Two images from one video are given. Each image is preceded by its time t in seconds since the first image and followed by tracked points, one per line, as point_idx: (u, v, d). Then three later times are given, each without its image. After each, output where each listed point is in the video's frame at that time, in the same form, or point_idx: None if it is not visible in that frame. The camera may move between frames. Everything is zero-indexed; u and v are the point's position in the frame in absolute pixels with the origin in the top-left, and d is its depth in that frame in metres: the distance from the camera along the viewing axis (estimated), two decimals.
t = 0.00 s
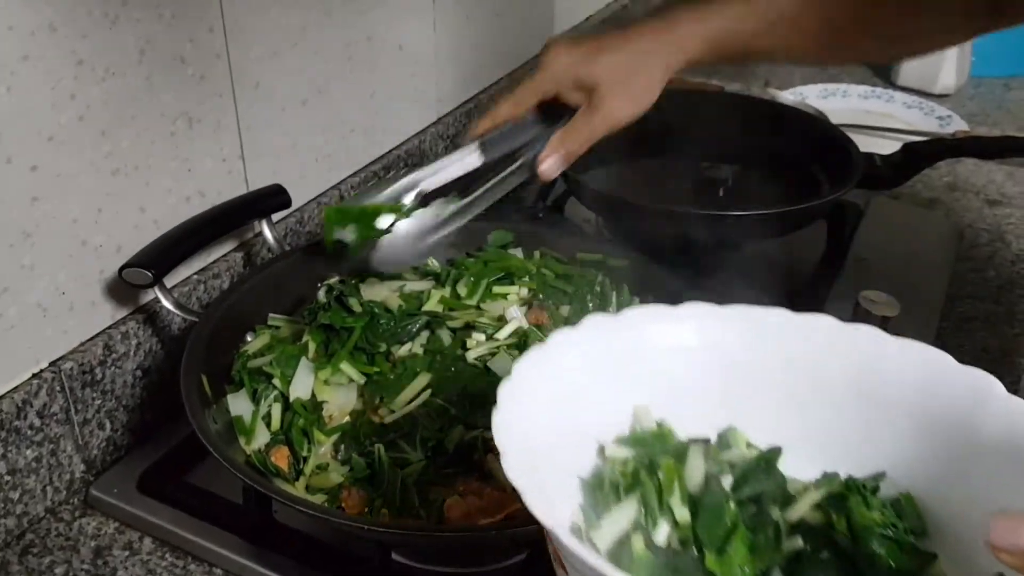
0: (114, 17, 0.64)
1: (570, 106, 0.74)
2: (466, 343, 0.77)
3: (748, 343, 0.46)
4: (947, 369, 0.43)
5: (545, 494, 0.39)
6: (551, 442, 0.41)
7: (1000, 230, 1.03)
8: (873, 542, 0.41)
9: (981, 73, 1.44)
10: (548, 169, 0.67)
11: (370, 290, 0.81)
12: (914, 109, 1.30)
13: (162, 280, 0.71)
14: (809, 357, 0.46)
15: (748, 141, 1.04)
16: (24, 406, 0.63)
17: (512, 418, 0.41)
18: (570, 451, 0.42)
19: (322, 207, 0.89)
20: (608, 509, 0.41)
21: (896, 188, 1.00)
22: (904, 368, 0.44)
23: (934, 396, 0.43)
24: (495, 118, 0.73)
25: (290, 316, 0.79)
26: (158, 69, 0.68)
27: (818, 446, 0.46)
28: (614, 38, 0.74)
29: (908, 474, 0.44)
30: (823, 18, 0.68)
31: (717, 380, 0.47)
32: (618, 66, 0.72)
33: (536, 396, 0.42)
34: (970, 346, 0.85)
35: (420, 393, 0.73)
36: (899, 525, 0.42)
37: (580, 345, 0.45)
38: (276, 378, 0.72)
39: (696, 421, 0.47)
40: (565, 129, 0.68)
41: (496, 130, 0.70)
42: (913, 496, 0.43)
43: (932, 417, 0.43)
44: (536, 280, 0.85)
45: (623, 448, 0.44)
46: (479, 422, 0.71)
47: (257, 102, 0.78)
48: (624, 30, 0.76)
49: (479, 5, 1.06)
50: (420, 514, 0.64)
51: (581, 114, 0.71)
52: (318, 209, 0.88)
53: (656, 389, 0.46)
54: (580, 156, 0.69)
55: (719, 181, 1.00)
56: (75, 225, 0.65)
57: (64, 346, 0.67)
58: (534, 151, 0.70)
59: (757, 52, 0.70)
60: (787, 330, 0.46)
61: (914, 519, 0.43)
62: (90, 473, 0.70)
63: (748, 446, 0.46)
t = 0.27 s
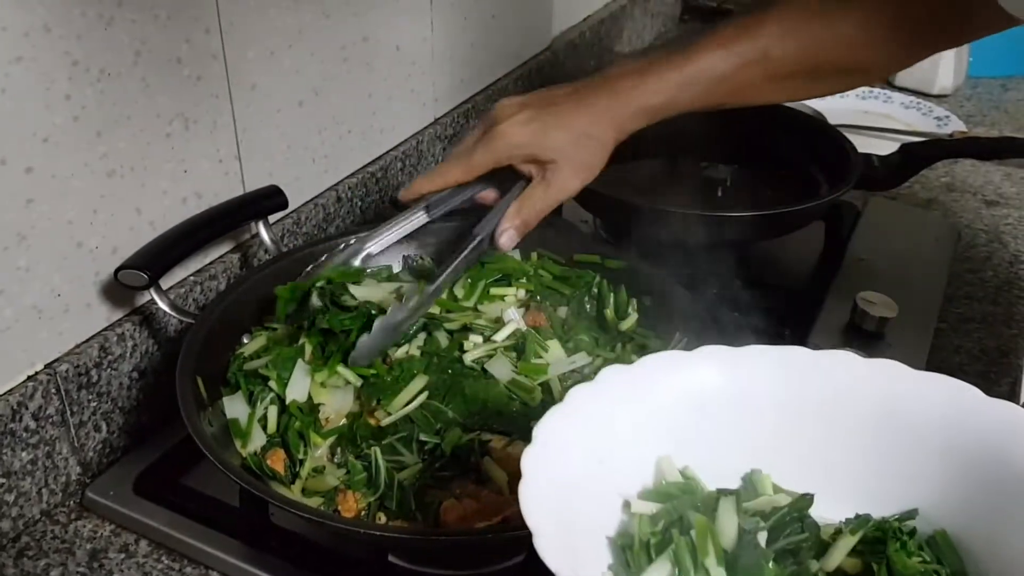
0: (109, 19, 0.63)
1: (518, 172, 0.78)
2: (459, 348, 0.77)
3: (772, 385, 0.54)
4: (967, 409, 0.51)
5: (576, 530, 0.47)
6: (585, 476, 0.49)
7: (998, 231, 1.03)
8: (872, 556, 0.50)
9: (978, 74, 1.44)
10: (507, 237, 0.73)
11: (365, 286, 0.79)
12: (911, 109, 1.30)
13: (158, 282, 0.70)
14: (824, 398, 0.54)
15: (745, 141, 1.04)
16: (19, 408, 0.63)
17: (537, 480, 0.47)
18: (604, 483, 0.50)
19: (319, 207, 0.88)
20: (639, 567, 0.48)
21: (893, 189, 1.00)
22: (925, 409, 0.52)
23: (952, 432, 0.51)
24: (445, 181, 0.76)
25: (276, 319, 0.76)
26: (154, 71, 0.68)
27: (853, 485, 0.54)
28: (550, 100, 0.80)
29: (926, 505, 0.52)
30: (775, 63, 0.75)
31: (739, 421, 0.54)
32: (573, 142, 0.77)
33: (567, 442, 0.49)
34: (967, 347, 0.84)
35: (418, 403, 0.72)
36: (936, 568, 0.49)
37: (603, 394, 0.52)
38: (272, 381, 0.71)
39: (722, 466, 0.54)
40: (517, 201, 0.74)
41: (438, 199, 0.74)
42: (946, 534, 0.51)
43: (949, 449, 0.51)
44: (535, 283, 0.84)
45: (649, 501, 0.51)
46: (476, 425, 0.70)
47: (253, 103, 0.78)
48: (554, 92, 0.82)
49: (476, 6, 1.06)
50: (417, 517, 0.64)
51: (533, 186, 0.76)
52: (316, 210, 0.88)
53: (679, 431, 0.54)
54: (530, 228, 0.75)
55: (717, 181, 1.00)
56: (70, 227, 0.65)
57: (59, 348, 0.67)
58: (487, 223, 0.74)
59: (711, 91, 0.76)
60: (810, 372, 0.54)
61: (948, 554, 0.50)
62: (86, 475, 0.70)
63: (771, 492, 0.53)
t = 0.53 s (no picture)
0: (108, 16, 0.63)
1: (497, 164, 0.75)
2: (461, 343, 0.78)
3: (787, 381, 0.54)
4: (982, 403, 0.51)
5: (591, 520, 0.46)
6: (600, 469, 0.49)
7: (997, 229, 1.03)
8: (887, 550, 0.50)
9: (977, 72, 1.44)
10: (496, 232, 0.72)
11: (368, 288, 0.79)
12: (910, 107, 1.30)
13: (156, 279, 0.70)
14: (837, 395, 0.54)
15: (744, 137, 1.04)
16: (18, 406, 0.63)
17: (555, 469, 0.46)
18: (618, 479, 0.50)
19: (319, 205, 0.88)
20: (654, 559, 0.47)
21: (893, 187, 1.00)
22: (939, 404, 0.52)
23: (967, 425, 0.52)
24: (432, 187, 0.75)
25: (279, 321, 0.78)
26: (152, 69, 0.68)
27: (868, 482, 0.54)
28: (516, 92, 0.75)
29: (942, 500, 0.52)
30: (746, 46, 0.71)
31: (752, 417, 0.54)
32: (545, 130, 0.73)
33: (583, 433, 0.49)
34: (965, 344, 0.84)
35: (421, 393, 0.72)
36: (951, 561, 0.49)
37: (618, 388, 0.52)
38: (271, 378, 0.71)
39: (735, 463, 0.54)
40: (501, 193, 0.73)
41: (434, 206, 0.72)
42: (963, 529, 0.51)
43: (964, 443, 0.52)
44: (535, 279, 0.84)
45: (664, 494, 0.51)
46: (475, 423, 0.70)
47: (252, 101, 0.78)
48: (523, 83, 0.77)
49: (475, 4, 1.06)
50: (417, 516, 0.64)
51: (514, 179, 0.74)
52: (315, 208, 0.88)
53: (693, 429, 0.54)
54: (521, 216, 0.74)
55: (715, 179, 1.00)
56: (68, 224, 0.65)
57: (57, 345, 0.67)
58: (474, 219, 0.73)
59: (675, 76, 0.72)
60: (823, 369, 0.54)
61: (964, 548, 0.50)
62: (85, 473, 0.70)
63: (783, 487, 0.53)
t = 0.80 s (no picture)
0: (108, 16, 0.63)
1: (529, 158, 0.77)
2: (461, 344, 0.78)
3: (783, 353, 0.51)
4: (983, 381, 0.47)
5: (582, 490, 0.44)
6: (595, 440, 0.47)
7: (996, 230, 1.03)
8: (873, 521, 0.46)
9: (976, 72, 1.44)
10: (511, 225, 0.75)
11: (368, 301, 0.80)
12: (910, 108, 1.30)
13: (156, 280, 0.70)
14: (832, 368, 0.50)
15: (744, 138, 1.04)
16: (17, 406, 0.63)
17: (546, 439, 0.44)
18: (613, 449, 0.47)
19: (318, 205, 0.88)
20: (646, 525, 0.45)
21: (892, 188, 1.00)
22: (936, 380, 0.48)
23: (965, 404, 0.48)
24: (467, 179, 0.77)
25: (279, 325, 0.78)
26: (152, 69, 0.68)
27: (862, 451, 0.50)
28: (569, 85, 0.76)
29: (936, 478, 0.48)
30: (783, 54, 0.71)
31: (748, 391, 0.51)
32: (580, 130, 0.74)
33: (578, 403, 0.47)
34: (964, 346, 0.84)
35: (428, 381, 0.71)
36: (943, 539, 0.45)
37: (617, 360, 0.49)
38: (271, 379, 0.71)
39: (735, 435, 0.51)
40: (521, 191, 0.75)
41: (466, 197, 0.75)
42: (953, 505, 0.47)
43: (961, 420, 0.48)
44: (535, 282, 0.85)
45: (659, 463, 0.48)
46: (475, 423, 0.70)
47: (252, 101, 0.78)
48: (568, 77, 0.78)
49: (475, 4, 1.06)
50: (416, 516, 0.64)
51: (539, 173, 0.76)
52: (314, 208, 0.88)
53: (688, 401, 0.51)
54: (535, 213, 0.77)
55: (715, 179, 1.00)
56: (68, 224, 0.65)
57: (57, 346, 0.67)
58: (492, 209, 0.75)
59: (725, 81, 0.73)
60: (820, 345, 0.50)
61: (955, 528, 0.47)
62: (84, 473, 0.70)
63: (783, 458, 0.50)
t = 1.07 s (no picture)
0: (107, 14, 0.63)
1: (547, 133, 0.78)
2: (462, 343, 0.78)
3: (785, 320, 0.49)
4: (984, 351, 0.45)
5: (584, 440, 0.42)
6: (598, 395, 0.45)
7: (996, 230, 1.03)
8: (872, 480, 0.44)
9: (975, 72, 1.44)
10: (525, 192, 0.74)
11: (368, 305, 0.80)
12: (909, 108, 1.30)
13: (155, 278, 0.70)
14: (834, 336, 0.48)
15: (744, 137, 1.04)
16: (16, 404, 0.63)
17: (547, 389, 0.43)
18: (616, 405, 0.46)
19: (318, 203, 0.88)
20: (644, 474, 0.43)
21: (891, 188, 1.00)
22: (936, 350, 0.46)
23: (965, 374, 0.45)
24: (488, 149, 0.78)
25: (279, 324, 0.78)
26: (151, 66, 0.68)
27: (858, 421, 0.48)
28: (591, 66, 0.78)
29: (933, 449, 0.46)
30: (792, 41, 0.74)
31: (751, 356, 0.49)
32: (602, 104, 0.76)
33: (580, 357, 0.45)
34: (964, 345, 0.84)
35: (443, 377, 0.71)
36: (937, 501, 0.43)
37: (620, 319, 0.47)
38: (270, 378, 0.71)
39: (739, 400, 0.49)
40: (538, 159, 0.75)
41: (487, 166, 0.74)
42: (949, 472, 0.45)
43: (962, 389, 0.45)
44: (534, 281, 0.85)
45: (661, 418, 0.46)
46: (474, 422, 0.70)
47: (251, 100, 0.78)
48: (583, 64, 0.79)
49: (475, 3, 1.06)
50: (416, 515, 0.64)
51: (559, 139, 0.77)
52: (314, 206, 0.88)
53: (693, 363, 0.49)
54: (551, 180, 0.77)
55: (714, 179, 1.00)
56: (68, 223, 0.65)
57: (56, 344, 0.67)
58: (506, 175, 0.74)
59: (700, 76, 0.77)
60: (823, 312, 0.48)
61: (950, 495, 0.44)
62: (83, 472, 0.70)
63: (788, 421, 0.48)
